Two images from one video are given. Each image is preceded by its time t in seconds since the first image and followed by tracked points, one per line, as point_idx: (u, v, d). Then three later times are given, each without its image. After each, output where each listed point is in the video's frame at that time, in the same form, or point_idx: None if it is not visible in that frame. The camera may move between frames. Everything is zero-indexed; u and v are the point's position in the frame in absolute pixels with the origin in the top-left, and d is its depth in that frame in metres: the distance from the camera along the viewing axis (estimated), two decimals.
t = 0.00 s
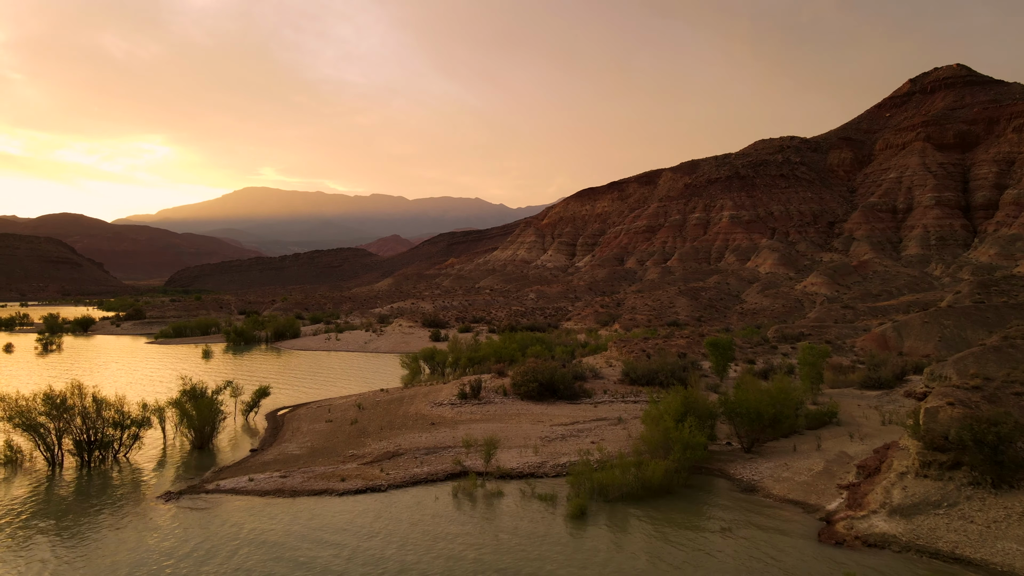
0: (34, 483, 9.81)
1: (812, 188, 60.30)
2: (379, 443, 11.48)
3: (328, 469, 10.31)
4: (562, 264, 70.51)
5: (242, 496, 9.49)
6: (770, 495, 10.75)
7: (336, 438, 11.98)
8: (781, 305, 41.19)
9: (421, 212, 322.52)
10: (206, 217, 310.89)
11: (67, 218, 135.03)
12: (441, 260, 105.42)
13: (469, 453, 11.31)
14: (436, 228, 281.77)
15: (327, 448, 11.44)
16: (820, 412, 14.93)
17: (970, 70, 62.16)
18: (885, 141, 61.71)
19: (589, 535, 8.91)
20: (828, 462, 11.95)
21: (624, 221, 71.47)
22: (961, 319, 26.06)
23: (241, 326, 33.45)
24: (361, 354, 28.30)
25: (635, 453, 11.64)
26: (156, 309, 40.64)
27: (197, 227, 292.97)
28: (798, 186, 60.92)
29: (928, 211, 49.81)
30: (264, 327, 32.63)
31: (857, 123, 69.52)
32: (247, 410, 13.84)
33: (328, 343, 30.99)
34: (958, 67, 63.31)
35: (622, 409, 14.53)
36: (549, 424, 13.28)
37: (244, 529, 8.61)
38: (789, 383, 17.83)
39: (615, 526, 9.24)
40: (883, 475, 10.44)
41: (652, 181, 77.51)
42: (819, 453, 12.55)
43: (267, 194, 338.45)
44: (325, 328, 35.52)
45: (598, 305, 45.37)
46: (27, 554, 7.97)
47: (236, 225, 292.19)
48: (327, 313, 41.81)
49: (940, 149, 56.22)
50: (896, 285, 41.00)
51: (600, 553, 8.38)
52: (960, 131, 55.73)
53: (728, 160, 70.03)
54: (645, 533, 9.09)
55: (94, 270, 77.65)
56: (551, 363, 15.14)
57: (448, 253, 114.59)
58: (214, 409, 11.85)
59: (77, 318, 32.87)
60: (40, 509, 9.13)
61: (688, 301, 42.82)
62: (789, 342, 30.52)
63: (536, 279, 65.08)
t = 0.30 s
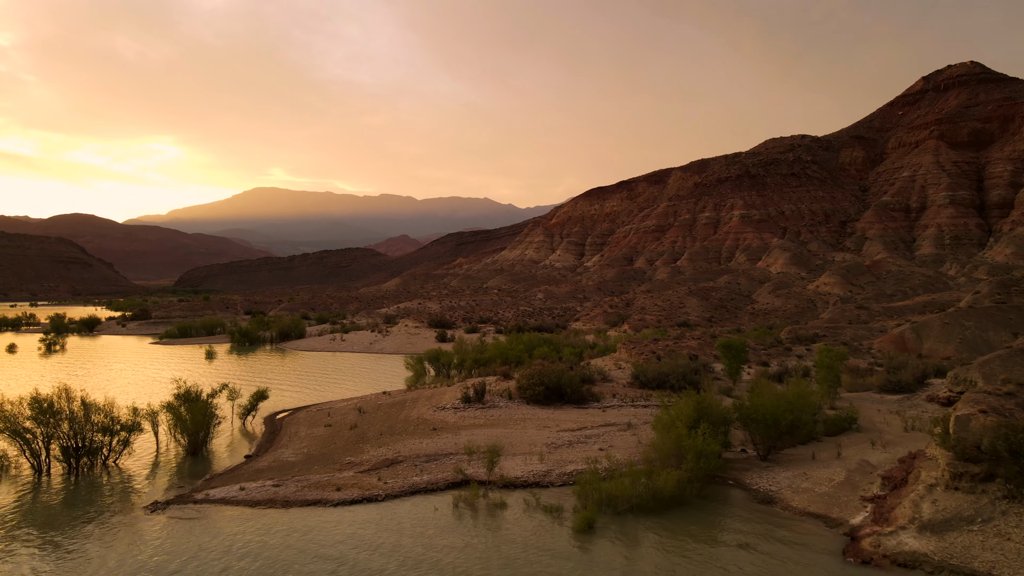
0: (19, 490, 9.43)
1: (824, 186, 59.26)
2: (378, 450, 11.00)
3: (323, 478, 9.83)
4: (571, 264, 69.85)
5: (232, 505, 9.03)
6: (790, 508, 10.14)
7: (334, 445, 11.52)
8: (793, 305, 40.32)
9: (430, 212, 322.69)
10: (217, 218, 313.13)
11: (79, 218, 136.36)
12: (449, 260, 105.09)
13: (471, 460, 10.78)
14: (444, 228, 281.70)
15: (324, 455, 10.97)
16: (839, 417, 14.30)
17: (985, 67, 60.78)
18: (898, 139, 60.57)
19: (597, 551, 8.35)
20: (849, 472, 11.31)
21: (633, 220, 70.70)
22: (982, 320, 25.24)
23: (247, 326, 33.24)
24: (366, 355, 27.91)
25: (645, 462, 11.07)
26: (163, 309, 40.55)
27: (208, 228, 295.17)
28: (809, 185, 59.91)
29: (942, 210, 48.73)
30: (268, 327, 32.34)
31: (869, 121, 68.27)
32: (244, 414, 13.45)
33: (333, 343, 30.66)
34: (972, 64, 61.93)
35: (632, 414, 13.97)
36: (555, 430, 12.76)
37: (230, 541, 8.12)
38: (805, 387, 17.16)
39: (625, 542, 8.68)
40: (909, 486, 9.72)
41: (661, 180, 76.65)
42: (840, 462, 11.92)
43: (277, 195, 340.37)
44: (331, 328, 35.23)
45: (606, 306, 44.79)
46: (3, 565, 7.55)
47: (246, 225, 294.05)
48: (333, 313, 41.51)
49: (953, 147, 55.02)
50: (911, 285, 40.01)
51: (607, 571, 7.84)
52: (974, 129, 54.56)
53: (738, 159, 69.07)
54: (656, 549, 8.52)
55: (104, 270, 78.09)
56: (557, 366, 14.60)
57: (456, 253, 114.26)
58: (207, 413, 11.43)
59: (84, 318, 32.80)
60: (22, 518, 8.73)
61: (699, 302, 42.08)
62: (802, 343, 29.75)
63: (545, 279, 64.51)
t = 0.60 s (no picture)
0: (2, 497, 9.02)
1: (836, 185, 58.22)
2: (376, 457, 10.51)
3: (317, 487, 9.34)
4: (579, 264, 69.18)
5: (219, 516, 8.56)
6: (811, 523, 9.55)
7: (331, 451, 11.05)
8: (805, 306, 39.49)
9: (439, 212, 322.82)
10: (227, 218, 315.28)
11: (91, 219, 137.48)
12: (458, 260, 104.70)
13: (473, 469, 10.27)
14: (453, 228, 281.51)
15: (319, 461, 10.50)
16: (859, 423, 13.65)
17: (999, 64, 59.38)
18: (911, 138, 59.39)
19: (606, 568, 7.79)
20: (873, 482, 10.69)
21: (641, 220, 69.92)
22: (1004, 321, 24.41)
23: (252, 326, 33.03)
24: (371, 356, 27.57)
25: (657, 471, 10.49)
26: (169, 309, 40.49)
27: (219, 228, 297.19)
28: (821, 184, 58.89)
29: (957, 209, 47.63)
30: (274, 327, 32.07)
31: (880, 120, 67.00)
32: (241, 418, 13.04)
33: (338, 344, 30.31)
34: (986, 61, 60.50)
35: (642, 419, 13.42)
36: (562, 436, 12.25)
37: (215, 553, 7.65)
38: (823, 392, 16.48)
39: (636, 557, 8.14)
40: (938, 498, 9.07)
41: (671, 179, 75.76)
42: (862, 471, 11.32)
43: (287, 195, 342.21)
44: (336, 329, 34.92)
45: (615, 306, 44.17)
46: None
47: (256, 225, 295.83)
48: (339, 314, 41.21)
49: (967, 145, 53.83)
50: (926, 285, 39.01)
51: None
52: (989, 127, 53.38)
53: (748, 158, 68.04)
54: (667, 566, 7.95)
55: (114, 270, 78.50)
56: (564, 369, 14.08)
57: (465, 253, 113.88)
58: (200, 416, 11.01)
59: (90, 318, 32.74)
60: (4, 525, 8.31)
61: (709, 302, 41.34)
62: (817, 345, 28.95)
63: (553, 279, 63.91)
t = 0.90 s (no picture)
0: None
1: (849, 184, 57.15)
2: (374, 465, 10.03)
3: (310, 498, 8.87)
4: (588, 263, 68.49)
5: (206, 528, 8.07)
6: (834, 539, 8.95)
7: (328, 458, 10.61)
8: (818, 306, 38.64)
9: (448, 212, 322.92)
10: (238, 218, 317.48)
11: (104, 220, 138.86)
12: (466, 260, 104.31)
13: (475, 478, 9.77)
14: (462, 228, 281.30)
15: (315, 468, 10.05)
16: (881, 430, 12.94)
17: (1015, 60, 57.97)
18: (924, 136, 58.16)
19: None
20: (900, 495, 10.06)
21: (651, 220, 69.10)
22: None
23: (258, 326, 32.79)
24: (377, 357, 27.24)
25: (669, 482, 9.92)
26: (176, 309, 40.43)
27: (230, 228, 299.39)
28: (833, 183, 57.82)
29: (972, 208, 46.50)
30: (279, 328, 31.83)
31: (893, 118, 65.68)
32: (238, 422, 12.62)
33: (343, 345, 29.99)
34: (1001, 58, 59.05)
35: (652, 425, 12.86)
36: (569, 443, 11.72)
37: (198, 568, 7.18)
38: (842, 396, 15.79)
39: None
40: (972, 514, 8.42)
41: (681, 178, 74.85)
42: (887, 482, 10.69)
43: (297, 195, 344.26)
44: (342, 329, 34.62)
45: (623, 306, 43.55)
46: None
47: (267, 225, 297.78)
48: (346, 314, 40.95)
49: (982, 143, 52.61)
50: (943, 285, 37.99)
51: None
52: (1005, 124, 52.16)
53: (759, 157, 67.01)
54: None
55: (125, 270, 78.98)
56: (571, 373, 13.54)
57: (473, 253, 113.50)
58: (193, 421, 10.62)
59: (97, 319, 32.70)
60: None
61: (720, 302, 40.58)
62: (832, 347, 28.12)
63: (562, 279, 63.30)
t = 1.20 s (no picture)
0: None
1: (862, 183, 56.00)
2: (371, 474, 9.54)
3: (303, 509, 8.37)
4: (597, 263, 67.75)
5: (191, 543, 7.56)
6: (861, 559, 8.31)
7: (325, 466, 10.14)
8: (832, 306, 37.75)
9: (457, 212, 322.70)
10: (249, 218, 319.64)
11: (117, 221, 140.22)
12: (475, 260, 103.89)
13: (477, 489, 9.24)
14: (472, 229, 280.79)
15: (311, 476, 9.58)
16: (906, 437, 12.23)
17: None
18: (939, 134, 56.81)
19: None
20: (929, 509, 9.41)
21: (661, 219, 68.26)
22: None
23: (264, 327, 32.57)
24: (383, 358, 26.88)
25: (683, 494, 9.34)
26: (183, 309, 40.35)
27: (241, 228, 301.51)
28: (846, 182, 56.74)
29: (988, 207, 45.30)
30: (285, 328, 31.55)
31: (906, 116, 64.29)
32: (234, 427, 12.26)
33: (348, 346, 29.63)
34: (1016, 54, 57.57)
35: (664, 432, 12.27)
36: (576, 450, 11.18)
37: None
38: (864, 400, 15.06)
39: None
40: (1013, 534, 7.73)
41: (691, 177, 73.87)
42: (915, 494, 10.02)
43: (308, 196, 346.18)
44: (348, 330, 34.29)
45: (633, 307, 42.91)
46: None
47: (278, 225, 299.62)
48: (353, 314, 40.63)
49: (998, 141, 51.29)
50: (960, 285, 36.96)
51: None
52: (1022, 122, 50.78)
53: (770, 155, 65.94)
54: None
55: (135, 270, 79.47)
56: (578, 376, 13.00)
57: (482, 253, 113.05)
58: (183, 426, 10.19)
59: (104, 319, 32.66)
60: None
61: (732, 303, 39.78)
62: (849, 349, 27.31)
63: (571, 279, 62.65)
